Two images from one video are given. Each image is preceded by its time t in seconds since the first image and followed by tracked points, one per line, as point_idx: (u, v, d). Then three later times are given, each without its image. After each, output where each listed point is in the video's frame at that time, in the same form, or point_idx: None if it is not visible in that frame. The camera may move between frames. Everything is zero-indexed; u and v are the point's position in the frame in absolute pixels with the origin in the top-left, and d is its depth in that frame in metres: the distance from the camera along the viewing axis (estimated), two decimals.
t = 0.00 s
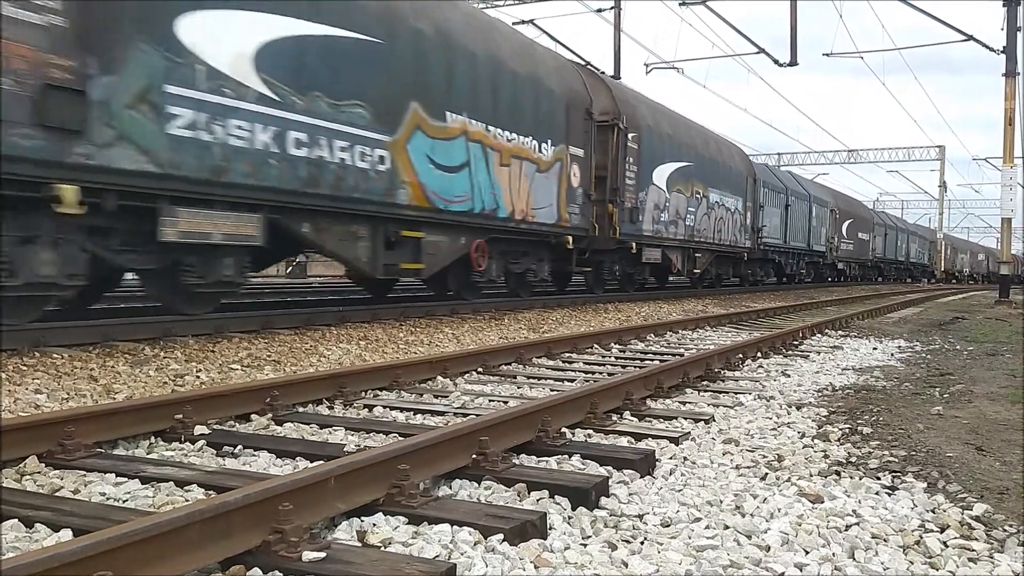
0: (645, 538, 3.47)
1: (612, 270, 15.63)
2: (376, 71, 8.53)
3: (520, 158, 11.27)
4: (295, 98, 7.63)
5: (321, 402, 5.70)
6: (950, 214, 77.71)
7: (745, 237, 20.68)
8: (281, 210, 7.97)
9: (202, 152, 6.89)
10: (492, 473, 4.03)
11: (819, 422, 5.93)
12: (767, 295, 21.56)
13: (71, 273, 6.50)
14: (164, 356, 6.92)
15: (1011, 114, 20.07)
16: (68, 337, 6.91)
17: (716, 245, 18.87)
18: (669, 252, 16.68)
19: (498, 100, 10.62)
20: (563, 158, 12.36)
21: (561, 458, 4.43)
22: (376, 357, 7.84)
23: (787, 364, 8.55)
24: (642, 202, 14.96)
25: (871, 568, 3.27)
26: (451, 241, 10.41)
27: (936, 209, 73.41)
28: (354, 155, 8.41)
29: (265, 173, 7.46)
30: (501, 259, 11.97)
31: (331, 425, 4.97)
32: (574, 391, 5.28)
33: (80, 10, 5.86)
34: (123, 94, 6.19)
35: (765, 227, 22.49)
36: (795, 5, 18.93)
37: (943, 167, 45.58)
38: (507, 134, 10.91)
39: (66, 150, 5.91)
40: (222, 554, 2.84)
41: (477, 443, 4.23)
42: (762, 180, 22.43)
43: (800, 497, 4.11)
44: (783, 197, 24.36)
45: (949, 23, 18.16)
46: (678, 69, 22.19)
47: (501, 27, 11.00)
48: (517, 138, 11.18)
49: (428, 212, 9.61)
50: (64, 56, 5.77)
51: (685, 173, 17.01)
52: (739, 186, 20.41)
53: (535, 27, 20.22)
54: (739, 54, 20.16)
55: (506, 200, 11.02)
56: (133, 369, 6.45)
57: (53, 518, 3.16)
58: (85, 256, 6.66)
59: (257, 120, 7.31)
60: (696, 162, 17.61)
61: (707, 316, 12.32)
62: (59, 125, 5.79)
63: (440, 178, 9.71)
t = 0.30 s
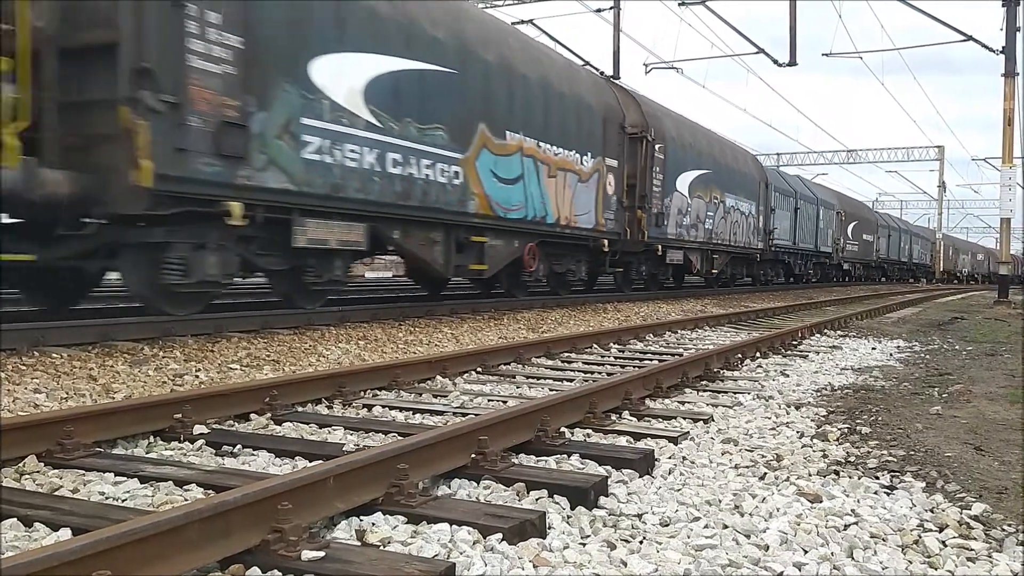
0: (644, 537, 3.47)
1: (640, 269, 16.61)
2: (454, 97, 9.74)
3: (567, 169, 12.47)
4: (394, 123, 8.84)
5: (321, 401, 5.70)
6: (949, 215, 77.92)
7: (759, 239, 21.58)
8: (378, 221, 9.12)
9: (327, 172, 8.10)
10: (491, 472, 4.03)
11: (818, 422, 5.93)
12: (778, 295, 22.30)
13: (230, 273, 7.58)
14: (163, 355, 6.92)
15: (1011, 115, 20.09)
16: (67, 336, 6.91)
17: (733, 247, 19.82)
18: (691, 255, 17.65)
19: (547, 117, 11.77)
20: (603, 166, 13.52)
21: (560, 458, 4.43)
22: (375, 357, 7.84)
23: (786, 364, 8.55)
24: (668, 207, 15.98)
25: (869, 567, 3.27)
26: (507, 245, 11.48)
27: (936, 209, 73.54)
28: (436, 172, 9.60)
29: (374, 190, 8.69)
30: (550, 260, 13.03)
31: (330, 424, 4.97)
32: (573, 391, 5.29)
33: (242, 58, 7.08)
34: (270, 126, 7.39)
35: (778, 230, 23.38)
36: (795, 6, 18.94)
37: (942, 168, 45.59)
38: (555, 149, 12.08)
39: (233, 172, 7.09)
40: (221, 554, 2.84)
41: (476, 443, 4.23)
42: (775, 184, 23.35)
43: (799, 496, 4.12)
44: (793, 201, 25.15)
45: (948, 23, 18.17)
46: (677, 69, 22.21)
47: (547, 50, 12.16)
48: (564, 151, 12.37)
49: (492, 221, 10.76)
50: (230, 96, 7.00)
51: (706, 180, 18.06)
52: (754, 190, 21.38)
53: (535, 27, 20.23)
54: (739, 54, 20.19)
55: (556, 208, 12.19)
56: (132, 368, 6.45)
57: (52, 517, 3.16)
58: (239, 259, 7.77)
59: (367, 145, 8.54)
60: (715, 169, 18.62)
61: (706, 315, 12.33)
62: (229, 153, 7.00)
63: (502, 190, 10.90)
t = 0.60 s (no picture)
0: (643, 537, 3.47)
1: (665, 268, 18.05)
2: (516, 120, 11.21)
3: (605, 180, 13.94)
4: (471, 144, 10.38)
5: (319, 401, 5.70)
6: (948, 215, 78.07)
7: (771, 239, 22.80)
8: (456, 227, 10.61)
9: (422, 188, 9.57)
10: (489, 472, 4.03)
11: (816, 422, 5.93)
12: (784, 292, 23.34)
13: (347, 272, 9.08)
14: (161, 355, 6.92)
15: (1010, 115, 20.10)
16: (64, 336, 6.90)
17: (745, 247, 21.11)
18: (709, 255, 19.16)
19: (588, 134, 13.22)
20: (636, 177, 15.01)
21: (558, 457, 4.43)
22: (373, 357, 7.83)
23: (785, 364, 8.55)
24: (690, 211, 17.45)
25: (868, 566, 3.28)
26: (554, 249, 12.99)
27: (934, 209, 73.63)
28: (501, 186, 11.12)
29: (456, 202, 10.17)
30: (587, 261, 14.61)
31: (328, 424, 4.96)
32: (572, 391, 5.28)
33: (365, 94, 8.56)
34: (384, 150, 8.91)
35: (787, 231, 24.53)
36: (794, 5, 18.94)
37: (941, 167, 45.59)
38: (595, 161, 13.55)
39: (358, 190, 8.57)
40: (220, 554, 2.84)
41: (475, 443, 4.23)
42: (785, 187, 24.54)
43: (797, 496, 4.12)
44: (801, 204, 26.15)
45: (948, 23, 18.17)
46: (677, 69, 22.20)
47: (587, 73, 13.60)
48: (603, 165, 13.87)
49: (544, 227, 12.25)
50: (357, 126, 8.49)
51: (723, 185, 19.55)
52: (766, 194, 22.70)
53: (534, 27, 20.26)
54: (739, 54, 20.19)
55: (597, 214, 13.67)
56: (130, 368, 6.45)
57: (50, 517, 3.16)
58: (353, 261, 9.28)
59: (451, 164, 10.04)
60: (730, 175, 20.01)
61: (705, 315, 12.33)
62: (357, 174, 8.49)
63: (552, 199, 12.39)
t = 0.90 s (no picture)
0: (642, 536, 3.47)
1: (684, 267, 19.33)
2: (564, 136, 12.58)
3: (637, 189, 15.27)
4: (528, 158, 11.75)
5: (319, 400, 5.70)
6: (948, 215, 78.16)
7: (781, 241, 23.89)
8: (512, 232, 11.93)
9: (485, 198, 10.93)
10: (489, 471, 4.04)
11: (816, 421, 5.92)
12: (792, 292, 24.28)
13: (427, 272, 10.48)
14: (161, 354, 6.91)
15: (1009, 114, 20.10)
16: (64, 335, 6.90)
17: (758, 248, 22.31)
18: (726, 256, 20.46)
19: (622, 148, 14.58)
20: (662, 186, 16.39)
21: (558, 457, 4.43)
22: (373, 356, 7.83)
23: (785, 364, 8.53)
24: (709, 216, 18.78)
25: (868, 566, 3.27)
26: (593, 250, 14.28)
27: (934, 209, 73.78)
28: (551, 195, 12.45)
29: (513, 210, 11.53)
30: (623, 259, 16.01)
31: (328, 423, 4.97)
32: (572, 390, 5.28)
33: (443, 118, 9.96)
34: (457, 165, 10.34)
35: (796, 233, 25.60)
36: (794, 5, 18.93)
37: (941, 167, 45.56)
38: (629, 172, 14.94)
39: (438, 201, 9.98)
40: (220, 553, 2.84)
41: (475, 442, 4.23)
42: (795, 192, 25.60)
43: (796, 495, 4.11)
44: (808, 207, 26.95)
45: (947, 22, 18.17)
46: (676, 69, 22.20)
47: (623, 92, 14.94)
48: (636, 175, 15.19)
49: (586, 230, 13.52)
50: (438, 147, 9.90)
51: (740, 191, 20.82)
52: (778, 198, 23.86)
53: (534, 27, 20.28)
54: (738, 54, 20.20)
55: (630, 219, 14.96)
56: (130, 367, 6.45)
57: (49, 516, 3.16)
58: (431, 262, 10.65)
59: (511, 176, 11.41)
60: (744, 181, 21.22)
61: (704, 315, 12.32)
62: (437, 188, 9.89)
63: (593, 205, 13.66)
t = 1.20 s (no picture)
0: (641, 536, 3.47)
1: (702, 268, 20.63)
2: (601, 148, 14.08)
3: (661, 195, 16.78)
4: (571, 170, 13.33)
5: (318, 400, 5.70)
6: (946, 215, 78.20)
7: (788, 242, 25.17)
8: (557, 236, 13.41)
9: (534, 204, 12.42)
10: (487, 471, 4.04)
11: (815, 421, 5.92)
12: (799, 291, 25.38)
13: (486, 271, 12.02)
14: (160, 354, 6.91)
15: (1008, 114, 20.11)
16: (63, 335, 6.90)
17: (768, 248, 23.63)
18: (740, 257, 21.96)
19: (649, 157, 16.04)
20: (685, 192, 17.83)
21: (556, 457, 4.43)
22: (372, 356, 7.82)
23: (783, 364, 8.52)
24: (725, 219, 20.20)
25: (866, 566, 3.28)
26: (624, 253, 15.68)
27: (933, 209, 74.02)
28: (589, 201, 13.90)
29: (558, 215, 13.00)
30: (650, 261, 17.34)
31: (327, 423, 4.97)
32: (571, 389, 5.28)
33: (504, 137, 11.58)
34: (514, 177, 11.93)
35: (801, 235, 26.80)
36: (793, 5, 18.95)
37: (939, 167, 45.57)
38: (654, 180, 16.39)
39: (500, 210, 11.55)
40: (218, 553, 2.84)
41: (473, 441, 4.23)
42: (802, 195, 26.86)
43: (795, 495, 4.12)
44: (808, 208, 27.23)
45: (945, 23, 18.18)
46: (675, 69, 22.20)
47: (648, 105, 16.43)
48: (659, 182, 16.67)
49: (618, 233, 14.95)
50: (499, 161, 11.50)
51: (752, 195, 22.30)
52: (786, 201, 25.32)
53: (533, 27, 20.29)
54: (738, 54, 20.22)
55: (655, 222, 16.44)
56: (129, 366, 6.45)
57: (48, 516, 3.15)
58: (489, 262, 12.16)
59: (557, 186, 12.97)
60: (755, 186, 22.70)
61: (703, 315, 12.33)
62: (499, 198, 11.44)
63: (624, 211, 15.09)
